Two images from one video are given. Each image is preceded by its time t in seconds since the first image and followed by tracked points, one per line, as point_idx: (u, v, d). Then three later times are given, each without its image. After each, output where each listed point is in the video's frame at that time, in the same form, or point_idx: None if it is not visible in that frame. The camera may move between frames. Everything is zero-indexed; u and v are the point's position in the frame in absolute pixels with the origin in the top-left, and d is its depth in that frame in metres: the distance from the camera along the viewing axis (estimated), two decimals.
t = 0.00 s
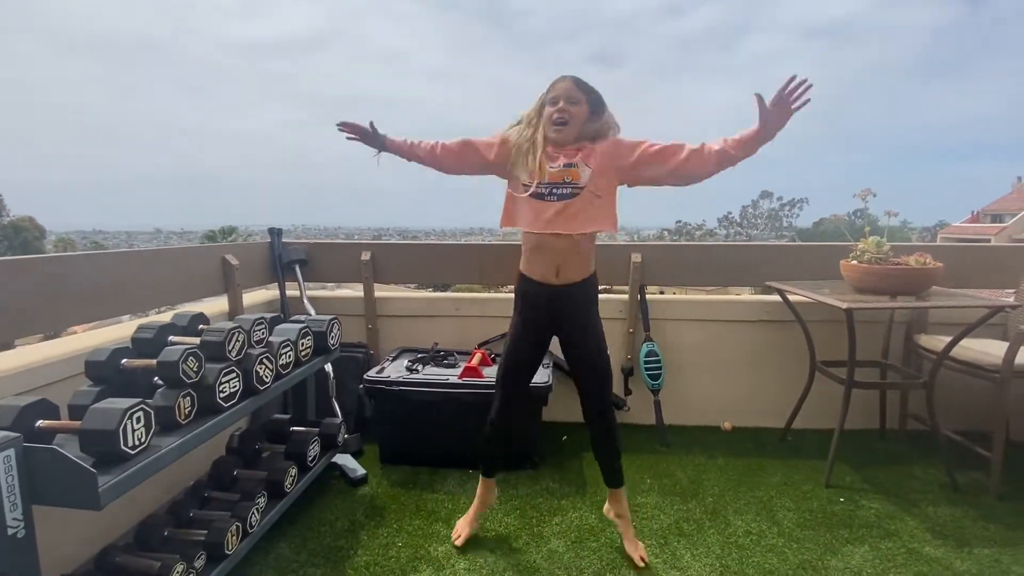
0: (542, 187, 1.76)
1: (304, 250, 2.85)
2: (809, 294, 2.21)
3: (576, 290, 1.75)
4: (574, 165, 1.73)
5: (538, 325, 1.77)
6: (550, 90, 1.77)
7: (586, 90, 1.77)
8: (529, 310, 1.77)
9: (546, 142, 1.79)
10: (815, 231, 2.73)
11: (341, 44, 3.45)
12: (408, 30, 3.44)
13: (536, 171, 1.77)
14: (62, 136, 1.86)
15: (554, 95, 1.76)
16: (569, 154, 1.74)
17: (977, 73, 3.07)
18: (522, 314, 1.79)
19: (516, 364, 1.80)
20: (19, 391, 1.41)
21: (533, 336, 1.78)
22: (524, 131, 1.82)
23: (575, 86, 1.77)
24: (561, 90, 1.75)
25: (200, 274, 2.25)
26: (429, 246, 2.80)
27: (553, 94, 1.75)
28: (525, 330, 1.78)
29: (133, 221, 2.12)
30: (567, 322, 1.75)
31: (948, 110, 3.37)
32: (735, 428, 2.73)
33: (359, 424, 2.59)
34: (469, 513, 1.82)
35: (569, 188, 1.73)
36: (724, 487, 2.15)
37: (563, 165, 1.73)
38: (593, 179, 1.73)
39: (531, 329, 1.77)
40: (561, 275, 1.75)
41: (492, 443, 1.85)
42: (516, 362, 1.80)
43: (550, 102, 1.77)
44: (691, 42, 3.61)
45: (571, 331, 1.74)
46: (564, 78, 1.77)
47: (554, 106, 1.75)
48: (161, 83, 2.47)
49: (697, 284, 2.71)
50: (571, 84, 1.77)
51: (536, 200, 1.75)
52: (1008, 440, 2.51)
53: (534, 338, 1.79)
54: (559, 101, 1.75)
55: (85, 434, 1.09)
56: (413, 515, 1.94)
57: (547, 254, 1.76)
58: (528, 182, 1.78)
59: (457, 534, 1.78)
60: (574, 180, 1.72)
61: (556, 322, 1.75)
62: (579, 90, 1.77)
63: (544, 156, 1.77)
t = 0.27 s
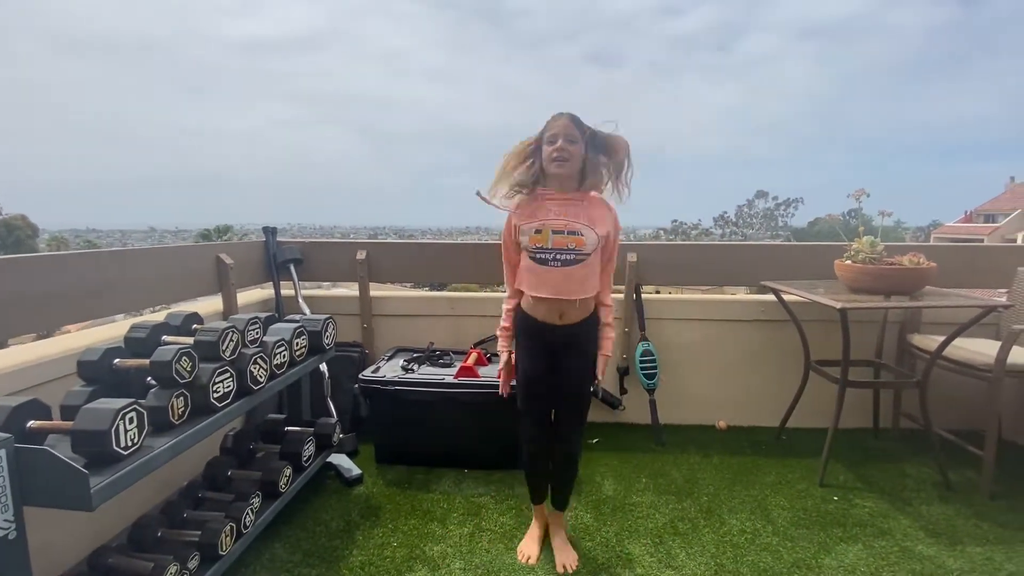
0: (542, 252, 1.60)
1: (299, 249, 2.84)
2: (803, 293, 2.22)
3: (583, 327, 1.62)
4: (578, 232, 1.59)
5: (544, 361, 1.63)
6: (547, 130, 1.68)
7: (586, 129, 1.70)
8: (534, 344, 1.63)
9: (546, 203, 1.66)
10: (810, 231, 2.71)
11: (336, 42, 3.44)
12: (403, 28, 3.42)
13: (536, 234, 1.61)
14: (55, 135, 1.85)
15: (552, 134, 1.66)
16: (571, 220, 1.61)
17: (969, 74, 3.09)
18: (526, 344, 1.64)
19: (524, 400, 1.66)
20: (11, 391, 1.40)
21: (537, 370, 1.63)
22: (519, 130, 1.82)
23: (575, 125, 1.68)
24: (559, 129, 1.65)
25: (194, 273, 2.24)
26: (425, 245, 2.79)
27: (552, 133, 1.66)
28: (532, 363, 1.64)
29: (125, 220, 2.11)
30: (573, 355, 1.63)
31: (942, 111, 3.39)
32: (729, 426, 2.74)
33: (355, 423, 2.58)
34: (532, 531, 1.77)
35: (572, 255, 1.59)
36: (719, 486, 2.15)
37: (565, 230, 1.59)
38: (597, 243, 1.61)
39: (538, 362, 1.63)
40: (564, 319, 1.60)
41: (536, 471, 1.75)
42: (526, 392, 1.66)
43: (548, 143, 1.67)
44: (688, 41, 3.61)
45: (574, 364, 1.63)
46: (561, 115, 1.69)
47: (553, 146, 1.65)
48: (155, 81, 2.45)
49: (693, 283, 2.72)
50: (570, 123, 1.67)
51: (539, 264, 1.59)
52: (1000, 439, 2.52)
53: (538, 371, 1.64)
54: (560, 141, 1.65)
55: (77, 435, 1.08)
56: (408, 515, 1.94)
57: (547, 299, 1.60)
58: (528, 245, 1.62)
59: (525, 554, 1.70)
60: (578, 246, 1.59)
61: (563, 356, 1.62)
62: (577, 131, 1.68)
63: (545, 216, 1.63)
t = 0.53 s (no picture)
0: (549, 204, 1.73)
1: (294, 249, 2.82)
2: (798, 294, 2.22)
3: (586, 295, 1.74)
4: (584, 184, 1.72)
5: (542, 334, 1.75)
6: (551, 109, 1.79)
7: (590, 105, 1.81)
8: (532, 319, 1.75)
9: (549, 163, 1.78)
10: (806, 231, 2.71)
11: (332, 40, 3.42)
12: (400, 26, 3.41)
13: (544, 186, 1.73)
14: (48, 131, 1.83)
15: (555, 113, 1.77)
16: (575, 176, 1.75)
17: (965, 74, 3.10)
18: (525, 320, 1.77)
19: (515, 372, 1.76)
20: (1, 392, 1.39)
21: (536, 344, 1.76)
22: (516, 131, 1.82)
23: (580, 102, 1.79)
24: (564, 107, 1.76)
25: (187, 273, 2.22)
26: (421, 245, 2.78)
27: (556, 111, 1.76)
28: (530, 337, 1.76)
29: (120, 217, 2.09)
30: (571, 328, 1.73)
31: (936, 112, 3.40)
32: (725, 426, 2.75)
33: (350, 424, 2.57)
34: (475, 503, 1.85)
35: (578, 207, 1.72)
36: (714, 487, 2.15)
37: (574, 183, 1.72)
38: (601, 197, 1.74)
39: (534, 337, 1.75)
40: (571, 284, 1.73)
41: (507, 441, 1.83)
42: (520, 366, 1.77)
43: (551, 120, 1.78)
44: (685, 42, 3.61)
45: (573, 334, 1.73)
46: (565, 93, 1.79)
47: (557, 124, 1.76)
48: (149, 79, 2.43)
49: (689, 284, 2.72)
50: (575, 100, 1.78)
51: (546, 215, 1.71)
52: (993, 439, 2.54)
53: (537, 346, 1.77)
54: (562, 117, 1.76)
55: (67, 437, 1.07)
56: (403, 516, 1.93)
57: (552, 266, 1.73)
58: (534, 198, 1.74)
59: (459, 527, 1.81)
60: (585, 199, 1.72)
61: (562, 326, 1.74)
62: (579, 109, 1.78)
63: (549, 172, 1.76)
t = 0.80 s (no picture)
0: (550, 195, 1.67)
1: (291, 249, 2.81)
2: (794, 295, 2.23)
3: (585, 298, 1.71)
4: (584, 176, 1.67)
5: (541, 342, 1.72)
6: (556, 110, 1.74)
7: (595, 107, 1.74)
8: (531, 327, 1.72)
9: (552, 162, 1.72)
10: (803, 232, 2.75)
11: (330, 40, 3.41)
12: (397, 26, 3.39)
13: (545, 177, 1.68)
14: (43, 130, 1.81)
15: (561, 112, 1.71)
16: (577, 166, 1.69)
17: (962, 76, 3.10)
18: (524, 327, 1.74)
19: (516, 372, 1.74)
20: None
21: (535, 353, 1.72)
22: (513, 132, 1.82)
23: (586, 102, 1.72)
24: (568, 108, 1.70)
25: (184, 273, 2.21)
26: (418, 246, 2.78)
27: (560, 113, 1.71)
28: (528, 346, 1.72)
29: (116, 217, 2.08)
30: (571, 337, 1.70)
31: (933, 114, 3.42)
32: (721, 427, 2.75)
33: (346, 424, 2.57)
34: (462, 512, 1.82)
35: (578, 199, 1.66)
36: (710, 488, 2.16)
37: (575, 174, 1.67)
38: (602, 187, 1.68)
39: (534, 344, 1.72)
40: (568, 285, 1.70)
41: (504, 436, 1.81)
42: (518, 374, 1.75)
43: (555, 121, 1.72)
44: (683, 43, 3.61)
45: (573, 343, 1.70)
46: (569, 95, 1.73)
47: (560, 123, 1.70)
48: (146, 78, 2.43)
49: (685, 285, 2.72)
50: (580, 100, 1.71)
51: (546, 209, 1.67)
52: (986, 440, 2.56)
53: (537, 351, 1.74)
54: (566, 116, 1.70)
55: (60, 439, 1.06)
56: (399, 517, 1.93)
57: (551, 263, 1.70)
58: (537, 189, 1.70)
59: (447, 535, 1.78)
60: (585, 189, 1.66)
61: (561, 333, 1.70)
62: (584, 108, 1.71)
63: (550, 164, 1.70)
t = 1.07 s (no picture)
0: (541, 260, 1.60)
1: (289, 249, 2.81)
2: (791, 296, 2.24)
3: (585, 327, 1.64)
4: (575, 240, 1.60)
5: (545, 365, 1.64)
6: (545, 139, 1.70)
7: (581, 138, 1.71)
8: (532, 350, 1.64)
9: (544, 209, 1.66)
10: (800, 233, 2.78)
11: (330, 39, 3.40)
12: (397, 26, 3.38)
13: (535, 241, 1.61)
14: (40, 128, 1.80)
15: (550, 142, 1.67)
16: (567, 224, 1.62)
17: (961, 78, 3.10)
18: (524, 351, 1.66)
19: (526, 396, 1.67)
20: None
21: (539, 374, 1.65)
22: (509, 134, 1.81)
23: (573, 132, 1.70)
24: (557, 138, 1.67)
25: (181, 273, 2.21)
26: (416, 246, 2.78)
27: (550, 142, 1.67)
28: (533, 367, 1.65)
29: (114, 217, 2.07)
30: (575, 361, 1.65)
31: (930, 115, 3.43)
32: (718, 427, 2.76)
33: (343, 424, 2.57)
34: (525, 525, 1.81)
35: (570, 262, 1.59)
36: (707, 488, 2.16)
37: (564, 238, 1.59)
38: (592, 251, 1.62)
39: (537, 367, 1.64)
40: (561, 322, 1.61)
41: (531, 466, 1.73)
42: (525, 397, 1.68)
43: (545, 151, 1.68)
44: (681, 44, 3.62)
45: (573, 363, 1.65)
46: (559, 124, 1.70)
47: (550, 153, 1.65)
48: (144, 77, 2.42)
49: (683, 285, 2.73)
50: (569, 130, 1.68)
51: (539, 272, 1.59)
52: (982, 441, 2.56)
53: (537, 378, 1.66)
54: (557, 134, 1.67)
55: (57, 438, 1.06)
56: (396, 517, 1.93)
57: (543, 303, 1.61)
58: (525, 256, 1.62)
59: (516, 546, 1.74)
60: (576, 254, 1.59)
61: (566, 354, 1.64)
62: (573, 138, 1.68)
63: (543, 223, 1.63)
